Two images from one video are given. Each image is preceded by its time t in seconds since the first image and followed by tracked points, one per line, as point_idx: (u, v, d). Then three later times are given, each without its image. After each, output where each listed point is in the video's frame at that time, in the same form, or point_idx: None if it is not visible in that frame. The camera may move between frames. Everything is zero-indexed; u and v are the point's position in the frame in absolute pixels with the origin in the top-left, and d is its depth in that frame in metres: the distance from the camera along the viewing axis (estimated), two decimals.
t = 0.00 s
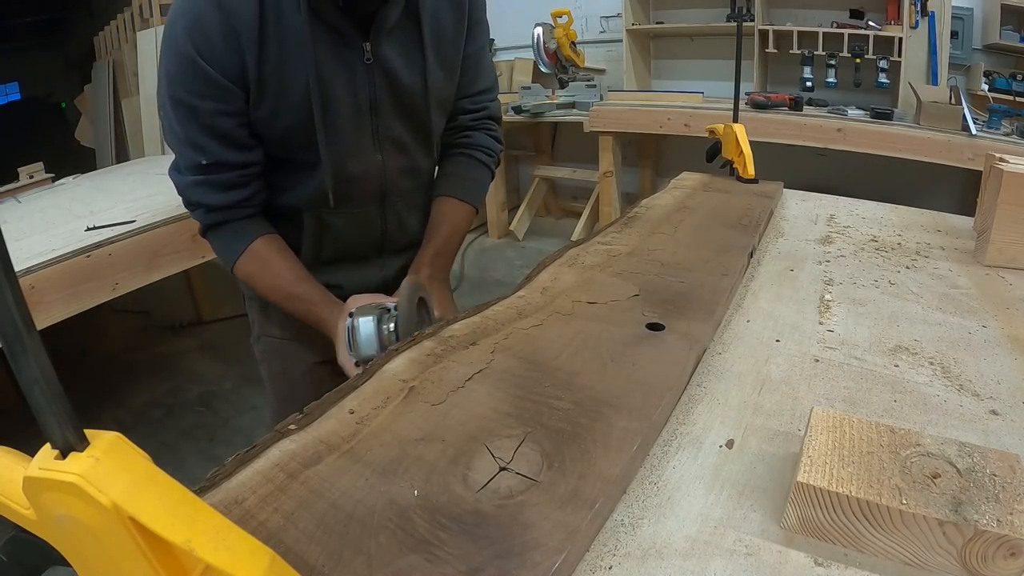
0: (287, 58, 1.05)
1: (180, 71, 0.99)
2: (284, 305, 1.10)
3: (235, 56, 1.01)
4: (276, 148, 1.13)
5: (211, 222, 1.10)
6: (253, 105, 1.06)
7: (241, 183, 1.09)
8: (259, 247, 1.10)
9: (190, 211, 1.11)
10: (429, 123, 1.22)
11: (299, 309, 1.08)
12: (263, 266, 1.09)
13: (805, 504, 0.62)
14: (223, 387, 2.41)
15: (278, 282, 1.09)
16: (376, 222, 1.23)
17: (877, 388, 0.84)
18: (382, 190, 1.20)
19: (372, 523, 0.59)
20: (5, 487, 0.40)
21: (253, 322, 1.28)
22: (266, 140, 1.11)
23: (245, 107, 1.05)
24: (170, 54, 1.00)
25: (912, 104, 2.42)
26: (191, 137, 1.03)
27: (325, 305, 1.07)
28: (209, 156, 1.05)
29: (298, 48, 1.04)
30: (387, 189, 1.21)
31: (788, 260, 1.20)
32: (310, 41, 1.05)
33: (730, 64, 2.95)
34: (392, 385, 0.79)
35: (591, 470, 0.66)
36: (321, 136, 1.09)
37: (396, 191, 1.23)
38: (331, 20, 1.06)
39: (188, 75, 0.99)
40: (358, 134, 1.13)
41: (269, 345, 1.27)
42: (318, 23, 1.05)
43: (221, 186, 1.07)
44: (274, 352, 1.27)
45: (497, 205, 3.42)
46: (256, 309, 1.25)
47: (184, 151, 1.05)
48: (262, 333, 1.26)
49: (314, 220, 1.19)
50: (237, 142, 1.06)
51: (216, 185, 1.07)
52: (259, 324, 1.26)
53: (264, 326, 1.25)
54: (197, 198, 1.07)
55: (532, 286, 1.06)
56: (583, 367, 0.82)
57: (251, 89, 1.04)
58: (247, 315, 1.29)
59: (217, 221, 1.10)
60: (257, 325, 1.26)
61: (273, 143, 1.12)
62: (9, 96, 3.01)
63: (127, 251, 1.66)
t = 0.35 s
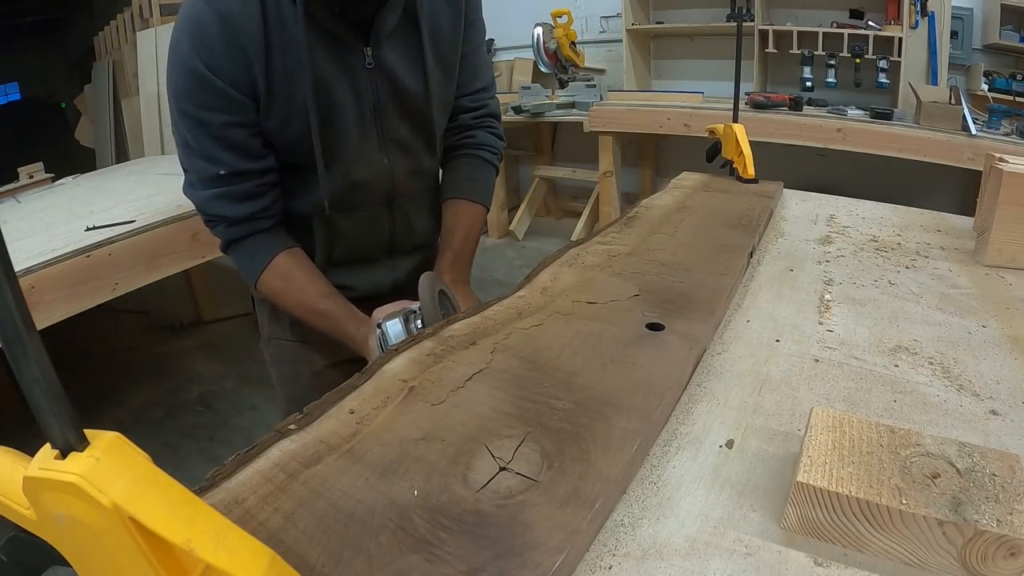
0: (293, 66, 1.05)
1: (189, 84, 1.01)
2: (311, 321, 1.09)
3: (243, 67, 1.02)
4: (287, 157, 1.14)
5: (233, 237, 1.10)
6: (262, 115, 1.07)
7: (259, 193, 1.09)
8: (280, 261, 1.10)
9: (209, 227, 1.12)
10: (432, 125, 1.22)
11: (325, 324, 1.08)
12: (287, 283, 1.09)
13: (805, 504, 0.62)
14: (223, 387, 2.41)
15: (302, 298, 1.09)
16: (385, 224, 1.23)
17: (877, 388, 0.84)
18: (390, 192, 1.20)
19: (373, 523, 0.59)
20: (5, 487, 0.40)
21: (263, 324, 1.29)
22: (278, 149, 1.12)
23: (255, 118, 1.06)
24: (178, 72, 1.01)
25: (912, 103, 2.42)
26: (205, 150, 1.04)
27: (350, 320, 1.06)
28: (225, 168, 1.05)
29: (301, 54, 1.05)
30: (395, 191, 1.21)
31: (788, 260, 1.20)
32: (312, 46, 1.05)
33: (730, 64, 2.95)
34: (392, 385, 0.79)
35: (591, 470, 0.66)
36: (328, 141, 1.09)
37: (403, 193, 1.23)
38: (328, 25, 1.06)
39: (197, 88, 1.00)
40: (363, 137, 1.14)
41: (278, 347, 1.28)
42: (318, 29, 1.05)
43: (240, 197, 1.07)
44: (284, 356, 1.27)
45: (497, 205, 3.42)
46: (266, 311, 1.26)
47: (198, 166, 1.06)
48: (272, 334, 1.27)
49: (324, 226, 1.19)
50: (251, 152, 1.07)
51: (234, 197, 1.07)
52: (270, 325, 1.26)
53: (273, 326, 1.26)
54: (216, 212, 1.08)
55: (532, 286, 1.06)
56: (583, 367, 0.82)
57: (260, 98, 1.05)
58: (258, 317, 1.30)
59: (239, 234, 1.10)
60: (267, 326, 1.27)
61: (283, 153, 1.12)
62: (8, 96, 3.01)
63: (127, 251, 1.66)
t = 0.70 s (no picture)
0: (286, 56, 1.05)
1: (180, 71, 0.99)
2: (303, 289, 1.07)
3: (237, 55, 1.01)
4: (277, 148, 1.13)
5: (218, 222, 1.08)
6: (254, 105, 1.06)
7: (247, 182, 1.08)
8: (267, 238, 1.08)
9: (195, 215, 1.10)
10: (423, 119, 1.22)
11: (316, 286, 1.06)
12: (275, 256, 1.07)
13: (804, 504, 0.62)
14: (223, 387, 2.41)
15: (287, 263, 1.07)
16: (374, 218, 1.23)
17: (877, 388, 0.84)
18: (380, 186, 1.21)
19: (373, 523, 0.59)
20: (5, 487, 0.40)
21: (254, 320, 1.28)
22: (269, 140, 1.11)
23: (246, 107, 1.06)
24: (171, 59, 1.00)
25: (912, 104, 2.42)
26: (193, 137, 1.03)
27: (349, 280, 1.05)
28: (213, 156, 1.04)
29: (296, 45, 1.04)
30: (385, 186, 1.22)
31: (788, 260, 1.20)
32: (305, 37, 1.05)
33: (730, 64, 2.95)
34: (392, 385, 0.79)
35: (591, 470, 0.66)
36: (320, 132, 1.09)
37: (393, 188, 1.23)
38: (324, 17, 1.06)
39: (190, 75, 0.99)
40: (355, 130, 1.14)
41: (270, 343, 1.27)
42: (314, 22, 1.06)
43: (226, 185, 1.06)
44: (275, 351, 1.27)
45: (497, 205, 3.42)
46: (256, 307, 1.25)
47: (185, 152, 1.04)
48: (263, 331, 1.26)
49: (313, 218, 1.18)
50: (240, 141, 1.06)
51: (221, 184, 1.06)
52: (261, 321, 1.26)
53: (265, 324, 1.25)
54: (202, 199, 1.06)
55: (532, 285, 1.06)
56: (583, 367, 0.82)
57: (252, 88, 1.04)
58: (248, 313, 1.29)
59: (222, 221, 1.09)
60: (258, 323, 1.26)
61: (273, 143, 1.12)
62: (8, 96, 3.02)
63: (126, 251, 1.67)
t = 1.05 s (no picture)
0: (304, 52, 1.06)
1: (198, 54, 1.00)
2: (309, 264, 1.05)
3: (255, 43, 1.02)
4: (288, 140, 1.13)
5: (222, 205, 1.08)
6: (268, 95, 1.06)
7: (254, 168, 1.08)
8: (275, 216, 1.08)
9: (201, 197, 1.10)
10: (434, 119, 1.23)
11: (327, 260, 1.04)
12: (280, 234, 1.07)
13: (804, 504, 0.62)
14: (223, 386, 2.41)
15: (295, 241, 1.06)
16: (382, 217, 1.23)
17: (877, 387, 0.84)
18: (390, 185, 1.21)
19: (372, 523, 0.59)
20: (5, 487, 0.40)
21: (256, 319, 1.28)
22: (280, 132, 1.11)
23: (260, 97, 1.06)
24: (191, 42, 1.00)
25: (912, 104, 2.42)
26: (206, 120, 1.03)
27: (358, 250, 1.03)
28: (224, 141, 1.04)
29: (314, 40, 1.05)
30: (394, 185, 1.22)
31: (788, 260, 1.20)
32: (324, 34, 1.06)
33: (730, 64, 2.95)
34: (392, 384, 0.79)
35: (590, 469, 0.66)
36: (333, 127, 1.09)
37: (402, 188, 1.23)
38: (344, 14, 1.07)
39: (207, 59, 1.00)
40: (367, 128, 1.14)
41: (272, 342, 1.27)
42: (335, 20, 1.06)
43: (235, 169, 1.06)
44: (277, 350, 1.27)
45: (497, 205, 3.42)
46: (260, 305, 1.26)
47: (197, 134, 1.05)
48: (266, 329, 1.27)
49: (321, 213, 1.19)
50: (252, 129, 1.06)
51: (229, 168, 1.06)
52: (264, 320, 1.26)
53: (268, 322, 1.26)
54: (209, 181, 1.06)
55: (532, 286, 1.06)
56: (583, 367, 0.82)
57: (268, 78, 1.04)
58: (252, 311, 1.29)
59: (229, 203, 1.08)
60: (261, 322, 1.26)
61: (284, 135, 1.12)
62: (8, 96, 3.02)
63: (127, 251, 1.67)
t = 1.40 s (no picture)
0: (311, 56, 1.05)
1: (203, 62, 0.99)
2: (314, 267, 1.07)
3: (260, 49, 1.01)
4: (293, 143, 1.13)
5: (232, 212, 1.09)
6: (274, 100, 1.06)
7: (262, 174, 1.08)
8: (283, 222, 1.08)
9: (209, 202, 1.10)
10: (442, 119, 1.23)
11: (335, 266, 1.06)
12: (289, 237, 1.07)
13: (804, 504, 0.62)
14: (223, 387, 2.41)
15: (302, 245, 1.06)
16: (387, 218, 1.23)
17: (877, 387, 0.84)
18: (396, 186, 1.21)
19: (372, 524, 0.59)
20: (5, 487, 0.40)
21: (261, 319, 1.28)
22: (285, 135, 1.11)
23: (266, 102, 1.05)
24: (196, 49, 0.99)
25: (912, 104, 2.42)
26: (212, 127, 1.02)
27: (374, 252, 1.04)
28: (232, 148, 1.04)
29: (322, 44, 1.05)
30: (400, 186, 1.22)
31: (788, 260, 1.20)
32: (331, 38, 1.05)
33: (730, 64, 2.95)
34: (391, 384, 0.79)
35: (590, 469, 0.66)
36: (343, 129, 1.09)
37: (408, 189, 1.24)
38: (351, 17, 1.07)
39: (213, 67, 0.99)
40: (375, 131, 1.14)
41: (276, 342, 1.27)
42: (341, 24, 1.07)
43: (244, 176, 1.06)
44: (281, 350, 1.27)
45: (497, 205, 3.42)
46: (264, 304, 1.26)
47: (204, 142, 1.04)
48: (270, 329, 1.27)
49: (326, 214, 1.19)
50: (258, 135, 1.06)
51: (237, 175, 1.06)
52: (269, 320, 1.26)
53: (272, 321, 1.26)
54: (218, 188, 1.06)
55: (532, 286, 1.06)
56: (582, 367, 0.82)
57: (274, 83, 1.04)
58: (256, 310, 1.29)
59: (240, 209, 1.09)
60: (265, 321, 1.26)
61: (290, 138, 1.12)
62: (9, 97, 3.02)
63: (127, 251, 1.67)
